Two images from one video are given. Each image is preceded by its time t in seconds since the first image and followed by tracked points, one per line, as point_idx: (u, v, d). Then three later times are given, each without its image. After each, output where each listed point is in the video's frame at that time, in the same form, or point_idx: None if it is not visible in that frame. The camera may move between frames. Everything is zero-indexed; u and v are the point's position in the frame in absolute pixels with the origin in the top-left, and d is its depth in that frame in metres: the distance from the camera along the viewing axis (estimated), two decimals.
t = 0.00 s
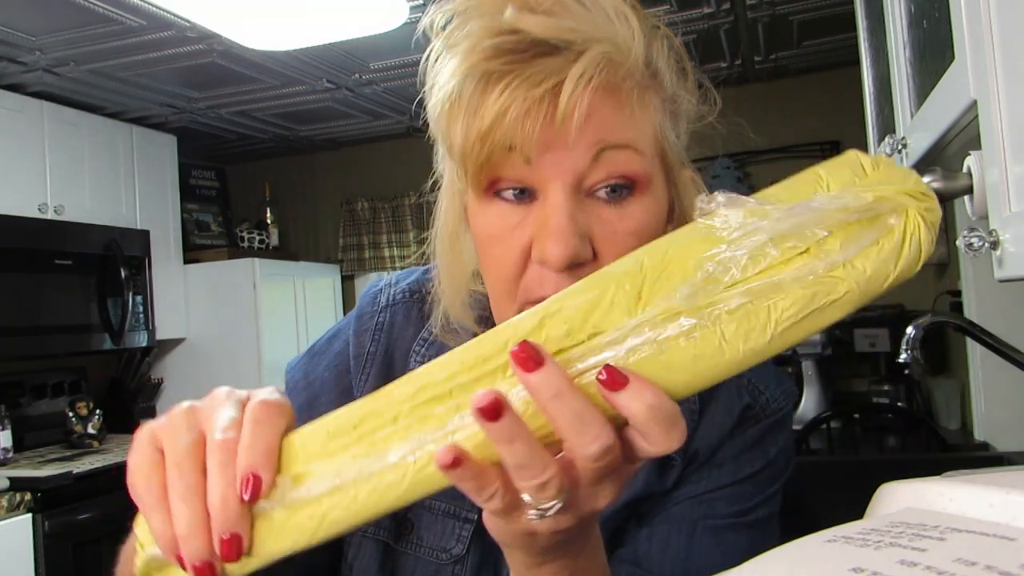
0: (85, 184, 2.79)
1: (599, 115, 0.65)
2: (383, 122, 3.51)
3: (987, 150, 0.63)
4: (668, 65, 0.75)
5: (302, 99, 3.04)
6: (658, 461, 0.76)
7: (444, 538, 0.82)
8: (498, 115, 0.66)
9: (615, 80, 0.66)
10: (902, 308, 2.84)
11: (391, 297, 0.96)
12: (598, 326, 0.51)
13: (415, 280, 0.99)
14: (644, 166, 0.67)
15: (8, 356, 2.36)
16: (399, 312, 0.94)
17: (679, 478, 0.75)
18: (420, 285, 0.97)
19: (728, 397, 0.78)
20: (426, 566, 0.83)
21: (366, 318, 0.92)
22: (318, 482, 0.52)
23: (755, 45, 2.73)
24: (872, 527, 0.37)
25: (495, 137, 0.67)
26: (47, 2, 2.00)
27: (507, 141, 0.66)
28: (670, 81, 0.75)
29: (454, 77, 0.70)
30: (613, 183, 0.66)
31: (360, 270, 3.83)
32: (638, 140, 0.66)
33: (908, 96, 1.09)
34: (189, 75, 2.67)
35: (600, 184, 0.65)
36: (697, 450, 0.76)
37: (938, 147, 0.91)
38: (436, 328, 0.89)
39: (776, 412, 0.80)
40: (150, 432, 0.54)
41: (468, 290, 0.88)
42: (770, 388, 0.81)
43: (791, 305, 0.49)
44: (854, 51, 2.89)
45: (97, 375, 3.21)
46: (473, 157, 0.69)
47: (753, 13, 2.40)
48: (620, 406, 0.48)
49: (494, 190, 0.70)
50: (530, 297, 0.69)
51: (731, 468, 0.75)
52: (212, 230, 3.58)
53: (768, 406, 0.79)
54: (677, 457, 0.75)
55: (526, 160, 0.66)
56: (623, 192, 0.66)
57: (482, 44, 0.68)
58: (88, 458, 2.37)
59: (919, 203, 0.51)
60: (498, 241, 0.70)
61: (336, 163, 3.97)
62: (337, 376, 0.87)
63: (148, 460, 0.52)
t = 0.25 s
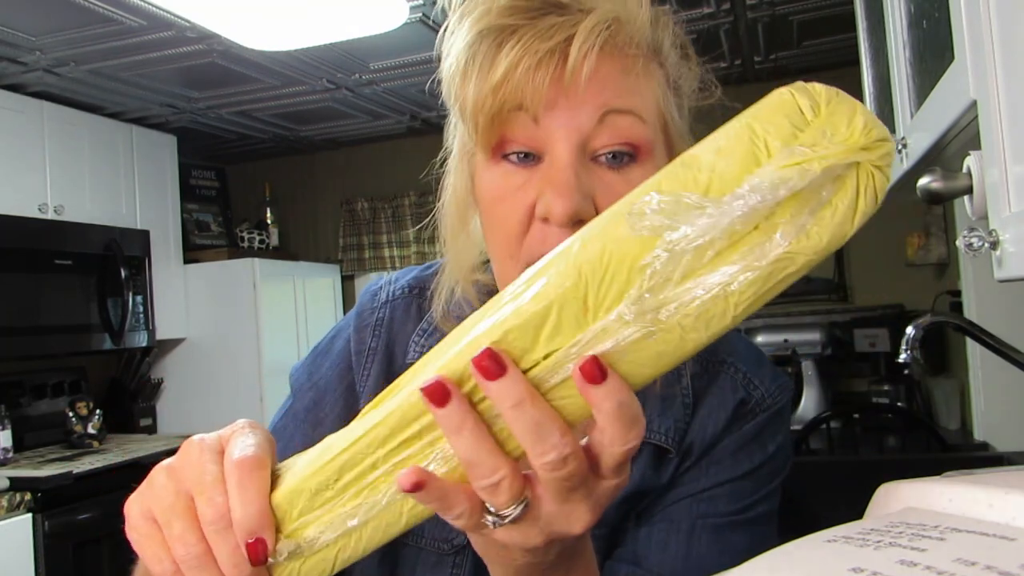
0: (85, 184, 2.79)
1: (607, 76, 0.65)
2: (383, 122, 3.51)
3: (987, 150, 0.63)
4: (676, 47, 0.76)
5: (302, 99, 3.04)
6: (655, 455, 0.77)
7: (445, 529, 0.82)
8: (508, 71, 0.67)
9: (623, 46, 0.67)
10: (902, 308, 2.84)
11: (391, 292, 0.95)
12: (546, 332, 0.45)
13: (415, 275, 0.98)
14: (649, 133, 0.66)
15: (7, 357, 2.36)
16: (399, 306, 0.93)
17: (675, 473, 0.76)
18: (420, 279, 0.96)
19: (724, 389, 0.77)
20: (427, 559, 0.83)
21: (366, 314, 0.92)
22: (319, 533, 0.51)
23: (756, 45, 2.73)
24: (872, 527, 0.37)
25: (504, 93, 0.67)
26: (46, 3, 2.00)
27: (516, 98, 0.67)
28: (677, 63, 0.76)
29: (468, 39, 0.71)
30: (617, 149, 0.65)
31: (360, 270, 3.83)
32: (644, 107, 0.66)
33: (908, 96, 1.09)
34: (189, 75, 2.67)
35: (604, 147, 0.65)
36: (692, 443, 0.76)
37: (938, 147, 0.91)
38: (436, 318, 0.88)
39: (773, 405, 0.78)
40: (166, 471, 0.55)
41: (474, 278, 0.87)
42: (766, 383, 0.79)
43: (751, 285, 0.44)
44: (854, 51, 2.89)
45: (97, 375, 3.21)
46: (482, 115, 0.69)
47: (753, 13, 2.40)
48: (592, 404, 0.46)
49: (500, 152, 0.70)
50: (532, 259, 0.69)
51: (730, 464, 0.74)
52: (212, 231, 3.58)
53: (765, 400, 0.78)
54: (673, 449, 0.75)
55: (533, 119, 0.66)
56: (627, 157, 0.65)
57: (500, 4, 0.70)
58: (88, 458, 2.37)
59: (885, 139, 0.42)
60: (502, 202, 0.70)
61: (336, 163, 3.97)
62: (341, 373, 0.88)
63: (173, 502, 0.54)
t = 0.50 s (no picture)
0: (85, 184, 2.79)
1: (623, 65, 0.65)
2: (383, 122, 3.51)
3: (986, 150, 0.63)
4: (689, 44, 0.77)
5: (301, 99, 3.04)
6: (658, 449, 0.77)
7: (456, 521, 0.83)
8: (528, 57, 0.68)
9: (639, 36, 0.68)
10: (902, 308, 2.84)
11: (401, 284, 0.94)
12: (534, 348, 0.44)
13: (424, 269, 0.98)
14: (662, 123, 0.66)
15: (7, 357, 2.36)
16: (408, 297, 0.92)
17: (675, 470, 0.76)
18: (430, 273, 0.96)
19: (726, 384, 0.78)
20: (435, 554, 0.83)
21: (377, 305, 0.92)
22: (294, 506, 0.49)
23: (755, 45, 2.74)
24: (872, 527, 0.37)
25: (524, 78, 0.68)
26: (46, 3, 2.00)
27: (534, 83, 0.68)
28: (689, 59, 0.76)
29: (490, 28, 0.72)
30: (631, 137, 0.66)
31: (360, 270, 3.83)
32: (657, 97, 0.66)
33: (908, 97, 1.09)
34: (188, 75, 2.67)
35: (618, 133, 0.65)
36: (694, 437, 0.76)
37: (938, 147, 0.91)
38: (448, 305, 0.88)
39: (776, 403, 0.77)
40: (163, 443, 0.56)
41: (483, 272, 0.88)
42: (769, 380, 0.78)
43: (738, 322, 0.39)
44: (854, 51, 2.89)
45: (97, 375, 3.21)
46: (501, 100, 0.70)
47: (752, 13, 2.40)
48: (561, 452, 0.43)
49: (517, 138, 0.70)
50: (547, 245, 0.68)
51: (734, 461, 0.74)
52: (212, 231, 3.58)
53: (767, 398, 0.77)
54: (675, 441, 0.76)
55: (550, 105, 0.67)
56: (639, 145, 0.66)
57: None
58: (88, 458, 2.36)
59: (899, 188, 0.39)
60: (518, 187, 0.69)
61: (335, 163, 3.97)
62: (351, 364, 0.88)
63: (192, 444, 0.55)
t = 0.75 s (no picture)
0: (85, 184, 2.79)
1: (630, 58, 0.67)
2: (383, 122, 3.51)
3: (987, 150, 0.63)
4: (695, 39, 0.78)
5: (301, 99, 3.04)
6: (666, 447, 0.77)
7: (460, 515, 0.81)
8: (536, 51, 0.68)
9: (645, 30, 0.69)
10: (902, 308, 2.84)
11: (413, 277, 0.93)
12: (513, 321, 0.42)
13: (436, 264, 0.97)
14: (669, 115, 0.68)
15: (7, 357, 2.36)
16: (419, 291, 0.91)
17: (681, 472, 0.76)
18: (443, 268, 0.95)
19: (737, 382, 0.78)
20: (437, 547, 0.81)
21: (388, 296, 0.90)
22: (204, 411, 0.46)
23: (755, 45, 2.74)
24: (872, 527, 0.37)
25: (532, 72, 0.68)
26: (46, 3, 2.00)
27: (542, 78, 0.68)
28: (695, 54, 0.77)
29: (497, 25, 0.73)
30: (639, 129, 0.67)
31: (360, 270, 3.84)
32: (664, 90, 0.68)
33: (908, 96, 1.09)
34: (188, 75, 2.67)
35: (626, 126, 0.66)
36: (703, 436, 0.76)
37: (938, 147, 0.91)
38: (459, 300, 0.87)
39: (786, 406, 0.78)
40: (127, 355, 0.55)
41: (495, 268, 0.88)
42: (779, 382, 0.79)
43: (705, 321, 0.37)
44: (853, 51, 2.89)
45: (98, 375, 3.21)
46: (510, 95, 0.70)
47: (752, 13, 2.40)
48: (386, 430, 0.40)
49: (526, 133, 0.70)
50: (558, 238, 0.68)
51: (743, 462, 0.74)
52: (212, 231, 3.58)
53: (777, 400, 0.78)
54: (684, 440, 0.75)
55: (559, 98, 0.68)
56: (648, 138, 0.67)
57: None
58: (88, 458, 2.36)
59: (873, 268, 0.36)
60: (529, 181, 0.69)
61: (335, 163, 3.97)
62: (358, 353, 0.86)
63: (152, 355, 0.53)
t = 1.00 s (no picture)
0: (85, 184, 2.79)
1: (629, 64, 0.68)
2: (383, 122, 3.51)
3: (986, 151, 0.63)
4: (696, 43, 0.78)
5: (301, 99, 3.04)
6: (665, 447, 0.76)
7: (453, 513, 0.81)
8: (536, 55, 0.68)
9: (644, 35, 0.70)
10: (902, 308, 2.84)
11: (417, 274, 0.93)
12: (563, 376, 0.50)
13: (440, 261, 0.97)
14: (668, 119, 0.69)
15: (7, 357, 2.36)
16: (424, 287, 0.91)
17: (678, 474, 0.75)
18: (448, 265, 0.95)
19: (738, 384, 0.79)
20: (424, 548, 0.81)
21: (393, 291, 0.90)
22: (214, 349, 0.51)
23: (755, 45, 2.73)
24: (871, 527, 0.37)
25: (532, 76, 0.69)
26: (45, 3, 2.00)
27: (541, 82, 0.69)
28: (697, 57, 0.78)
29: (497, 30, 0.73)
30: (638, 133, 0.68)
31: (360, 270, 3.84)
32: (664, 96, 0.69)
33: (908, 96, 1.09)
34: (188, 75, 2.67)
35: (626, 130, 0.67)
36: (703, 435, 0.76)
37: (938, 147, 0.91)
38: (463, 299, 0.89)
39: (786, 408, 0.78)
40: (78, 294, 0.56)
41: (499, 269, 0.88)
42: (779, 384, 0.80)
43: (721, 411, 0.47)
44: (853, 51, 2.89)
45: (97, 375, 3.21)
46: (509, 98, 0.70)
47: (752, 13, 2.40)
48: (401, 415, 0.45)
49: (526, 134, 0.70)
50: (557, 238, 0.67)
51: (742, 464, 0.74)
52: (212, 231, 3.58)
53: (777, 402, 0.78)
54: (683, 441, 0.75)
55: (558, 102, 0.68)
56: (647, 142, 0.68)
57: None
58: (88, 458, 2.36)
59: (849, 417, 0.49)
60: (529, 182, 0.69)
61: (335, 163, 3.97)
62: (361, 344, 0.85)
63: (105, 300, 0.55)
